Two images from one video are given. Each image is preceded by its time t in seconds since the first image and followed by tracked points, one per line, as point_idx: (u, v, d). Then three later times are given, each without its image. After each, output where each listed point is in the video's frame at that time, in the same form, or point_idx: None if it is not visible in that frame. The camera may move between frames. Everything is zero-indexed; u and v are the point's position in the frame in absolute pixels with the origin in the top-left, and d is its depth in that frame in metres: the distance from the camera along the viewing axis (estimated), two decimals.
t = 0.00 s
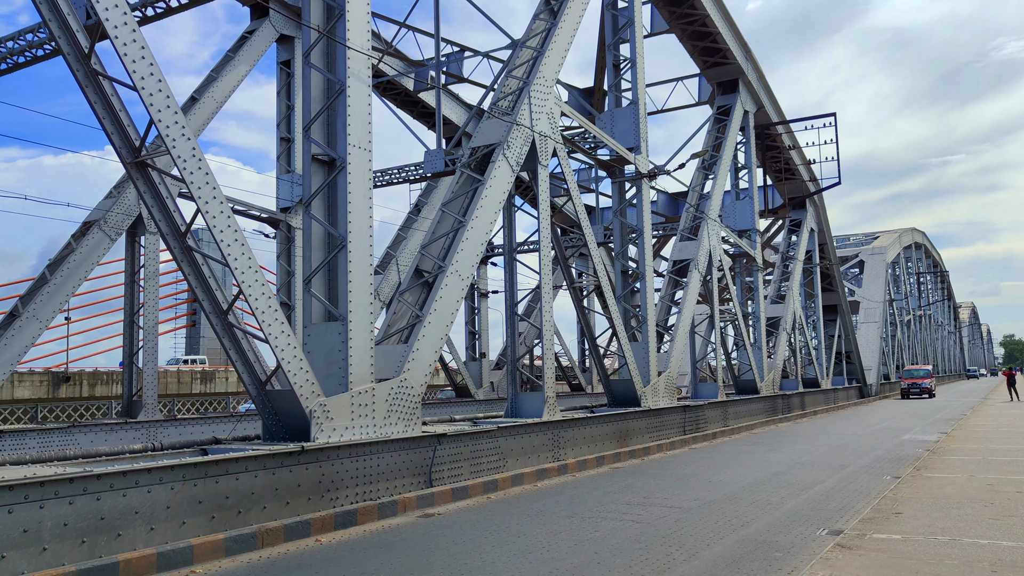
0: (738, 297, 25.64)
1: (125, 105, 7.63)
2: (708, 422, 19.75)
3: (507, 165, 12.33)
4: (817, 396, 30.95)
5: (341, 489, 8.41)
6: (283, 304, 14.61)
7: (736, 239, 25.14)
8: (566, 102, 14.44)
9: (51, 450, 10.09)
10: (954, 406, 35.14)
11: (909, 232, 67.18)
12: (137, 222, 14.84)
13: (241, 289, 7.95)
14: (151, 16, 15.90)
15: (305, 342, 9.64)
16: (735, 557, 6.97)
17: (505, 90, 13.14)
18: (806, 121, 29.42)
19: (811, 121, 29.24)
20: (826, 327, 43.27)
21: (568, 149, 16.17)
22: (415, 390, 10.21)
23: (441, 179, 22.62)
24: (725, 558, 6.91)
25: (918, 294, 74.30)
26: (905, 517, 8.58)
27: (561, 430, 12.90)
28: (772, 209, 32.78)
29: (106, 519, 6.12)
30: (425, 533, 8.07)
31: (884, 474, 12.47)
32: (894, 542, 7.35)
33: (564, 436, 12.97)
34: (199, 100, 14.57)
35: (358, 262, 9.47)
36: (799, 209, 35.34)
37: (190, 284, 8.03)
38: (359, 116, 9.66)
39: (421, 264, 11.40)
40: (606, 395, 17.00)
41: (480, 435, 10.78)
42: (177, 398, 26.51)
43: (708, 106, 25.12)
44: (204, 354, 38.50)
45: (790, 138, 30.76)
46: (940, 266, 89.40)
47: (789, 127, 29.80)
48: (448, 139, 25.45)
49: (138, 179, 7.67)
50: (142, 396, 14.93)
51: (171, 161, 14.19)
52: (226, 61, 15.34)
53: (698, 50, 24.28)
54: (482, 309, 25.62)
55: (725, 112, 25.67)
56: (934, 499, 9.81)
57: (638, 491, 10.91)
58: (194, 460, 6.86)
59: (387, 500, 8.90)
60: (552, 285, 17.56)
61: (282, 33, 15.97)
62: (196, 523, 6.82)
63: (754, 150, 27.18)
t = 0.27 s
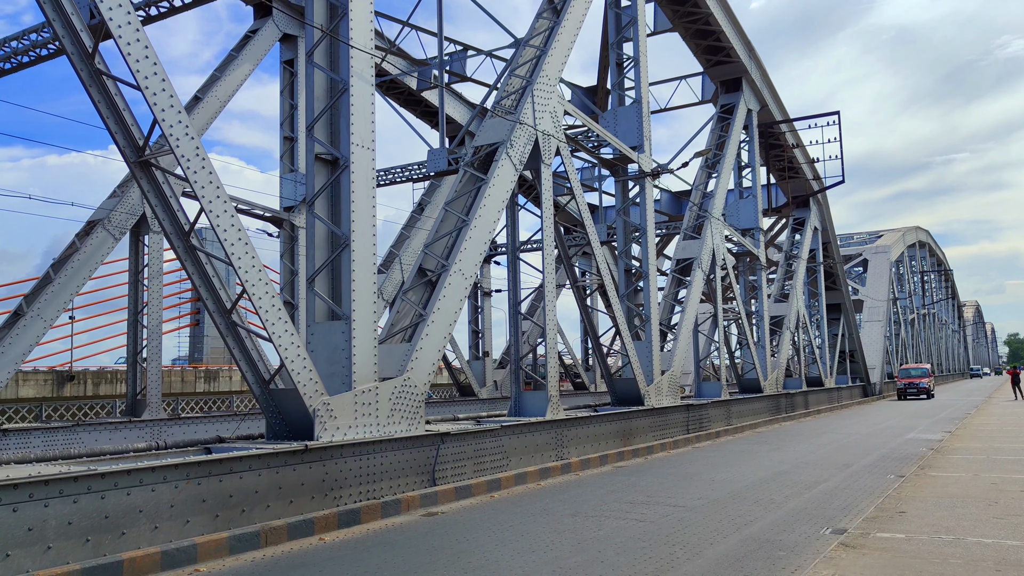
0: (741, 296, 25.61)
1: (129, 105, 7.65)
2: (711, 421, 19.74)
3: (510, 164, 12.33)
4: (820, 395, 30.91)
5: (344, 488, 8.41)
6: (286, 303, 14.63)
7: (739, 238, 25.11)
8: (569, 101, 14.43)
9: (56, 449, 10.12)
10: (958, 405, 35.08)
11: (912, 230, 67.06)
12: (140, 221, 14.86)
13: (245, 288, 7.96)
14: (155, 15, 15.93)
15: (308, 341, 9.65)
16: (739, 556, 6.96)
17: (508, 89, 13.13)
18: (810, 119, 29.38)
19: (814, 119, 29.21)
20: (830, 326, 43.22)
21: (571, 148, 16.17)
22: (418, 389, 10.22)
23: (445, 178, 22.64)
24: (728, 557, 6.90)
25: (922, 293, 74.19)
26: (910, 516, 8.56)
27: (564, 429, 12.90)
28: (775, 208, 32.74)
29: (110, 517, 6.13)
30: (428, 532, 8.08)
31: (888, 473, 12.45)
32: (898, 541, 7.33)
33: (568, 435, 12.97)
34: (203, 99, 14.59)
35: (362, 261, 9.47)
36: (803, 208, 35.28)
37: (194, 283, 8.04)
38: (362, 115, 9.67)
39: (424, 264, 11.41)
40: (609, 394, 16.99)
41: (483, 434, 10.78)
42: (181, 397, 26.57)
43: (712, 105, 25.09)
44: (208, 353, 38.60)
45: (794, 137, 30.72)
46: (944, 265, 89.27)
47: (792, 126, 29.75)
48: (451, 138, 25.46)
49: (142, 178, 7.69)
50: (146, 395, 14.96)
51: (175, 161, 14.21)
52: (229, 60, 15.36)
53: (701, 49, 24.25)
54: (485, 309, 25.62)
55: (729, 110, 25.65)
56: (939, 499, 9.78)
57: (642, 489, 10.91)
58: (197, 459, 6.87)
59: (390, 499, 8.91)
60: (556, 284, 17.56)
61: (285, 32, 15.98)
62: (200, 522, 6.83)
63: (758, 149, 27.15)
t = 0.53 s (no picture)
0: (740, 296, 25.61)
1: (128, 105, 7.65)
2: (710, 421, 19.74)
3: (509, 164, 12.33)
4: (819, 395, 30.92)
5: (343, 488, 8.41)
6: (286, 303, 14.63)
7: (739, 238, 25.12)
8: (568, 101, 14.44)
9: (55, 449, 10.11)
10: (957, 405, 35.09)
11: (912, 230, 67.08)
12: (139, 221, 14.85)
13: (244, 288, 7.96)
14: (154, 15, 15.93)
15: (307, 341, 9.64)
16: (738, 556, 6.96)
17: (508, 89, 13.12)
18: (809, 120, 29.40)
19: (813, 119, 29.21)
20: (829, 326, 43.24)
21: (571, 148, 16.18)
22: (418, 389, 10.22)
23: (444, 178, 22.64)
24: (728, 557, 6.90)
25: (921, 293, 74.22)
26: (909, 516, 8.57)
27: (564, 429, 12.91)
28: (775, 208, 32.74)
29: (109, 518, 6.13)
30: (428, 532, 8.08)
31: (887, 473, 12.45)
32: (897, 541, 7.34)
33: (567, 435, 12.98)
34: (202, 99, 14.59)
35: (361, 261, 9.47)
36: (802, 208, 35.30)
37: (193, 283, 8.04)
38: (361, 115, 9.67)
39: (424, 264, 11.41)
40: (608, 394, 16.99)
41: (482, 434, 10.78)
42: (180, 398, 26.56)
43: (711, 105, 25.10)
44: (208, 353, 38.60)
45: (793, 137, 30.73)
46: (943, 265, 89.36)
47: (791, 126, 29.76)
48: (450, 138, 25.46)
49: (142, 178, 7.69)
50: (145, 396, 14.95)
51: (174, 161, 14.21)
52: (228, 60, 15.36)
53: (700, 49, 24.26)
54: (484, 309, 25.62)
55: (728, 110, 25.66)
56: (938, 499, 9.79)
57: (641, 489, 10.91)
58: (197, 459, 6.87)
59: (389, 499, 8.91)
60: (555, 284, 17.57)
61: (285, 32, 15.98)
62: (199, 522, 6.83)
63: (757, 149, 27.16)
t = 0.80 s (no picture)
0: (742, 299, 25.60)
1: (130, 108, 7.66)
2: (711, 423, 19.73)
3: (511, 166, 12.33)
4: (821, 398, 30.89)
5: (344, 491, 8.41)
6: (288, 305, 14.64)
7: (740, 240, 25.11)
8: (570, 103, 14.44)
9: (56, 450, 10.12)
10: (958, 408, 35.01)
11: (913, 233, 67.05)
12: (141, 223, 14.86)
13: (246, 290, 7.97)
14: (156, 18, 15.95)
15: (309, 343, 9.64)
16: (740, 559, 6.96)
17: (509, 92, 13.13)
18: (811, 122, 29.41)
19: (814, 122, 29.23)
20: (830, 329, 43.18)
21: (572, 150, 16.18)
22: (418, 392, 10.22)
23: (445, 181, 22.65)
24: (730, 560, 6.90)
25: (923, 296, 74.13)
26: (911, 520, 8.56)
27: (565, 432, 12.91)
28: (776, 210, 32.72)
29: (110, 520, 6.13)
30: (429, 534, 8.08)
31: (889, 476, 12.45)
32: (899, 544, 7.34)
33: (568, 438, 12.98)
34: (204, 102, 14.60)
35: (362, 263, 9.48)
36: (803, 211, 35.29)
37: (194, 285, 8.04)
38: (363, 118, 9.67)
39: (425, 266, 11.41)
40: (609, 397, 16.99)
41: (483, 436, 10.78)
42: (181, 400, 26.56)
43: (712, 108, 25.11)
44: (208, 355, 38.58)
45: (794, 139, 30.73)
46: (945, 268, 89.24)
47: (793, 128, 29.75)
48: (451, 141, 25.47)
49: (143, 181, 7.69)
50: (146, 397, 14.95)
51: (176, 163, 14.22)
52: (230, 63, 15.37)
53: (702, 52, 24.26)
54: (485, 311, 25.61)
55: (729, 113, 25.67)
56: (939, 502, 9.79)
57: (642, 492, 10.91)
58: (198, 462, 6.87)
59: (390, 501, 8.91)
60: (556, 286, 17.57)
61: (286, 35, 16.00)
62: (200, 524, 6.83)
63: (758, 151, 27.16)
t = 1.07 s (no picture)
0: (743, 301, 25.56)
1: (132, 110, 7.67)
2: (713, 426, 19.70)
3: (512, 168, 12.33)
4: (822, 401, 30.83)
5: (345, 493, 8.41)
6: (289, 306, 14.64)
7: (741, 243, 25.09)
8: (571, 106, 14.43)
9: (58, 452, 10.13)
10: (960, 411, 34.90)
11: (914, 235, 66.98)
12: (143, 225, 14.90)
13: (247, 292, 7.97)
14: (159, 20, 15.98)
15: (310, 345, 9.64)
16: (741, 562, 6.94)
17: (510, 94, 13.13)
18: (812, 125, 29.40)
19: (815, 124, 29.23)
20: (832, 331, 43.09)
21: (573, 152, 16.18)
22: (420, 394, 10.22)
23: (447, 183, 22.66)
24: (731, 563, 6.89)
25: (924, 299, 74.01)
26: (912, 523, 8.55)
27: (566, 434, 12.90)
28: (777, 213, 32.69)
29: (111, 521, 6.13)
30: (430, 537, 8.07)
31: (890, 479, 12.42)
32: (900, 547, 7.32)
33: (570, 440, 12.97)
34: (206, 104, 14.62)
35: (363, 265, 9.48)
36: (804, 213, 35.26)
37: (196, 287, 8.04)
38: (364, 120, 9.68)
39: (426, 268, 11.40)
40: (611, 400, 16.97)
41: (484, 439, 10.77)
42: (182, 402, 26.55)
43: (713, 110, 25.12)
44: (209, 357, 38.57)
45: (796, 142, 30.71)
46: (946, 271, 89.18)
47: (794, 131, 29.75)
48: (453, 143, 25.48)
49: (145, 182, 7.70)
50: (147, 400, 14.95)
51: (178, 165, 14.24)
52: (232, 65, 15.39)
53: (703, 55, 24.27)
54: (486, 313, 25.60)
55: (731, 115, 25.66)
56: (941, 505, 9.77)
57: (643, 495, 10.89)
58: (199, 464, 6.87)
59: (391, 503, 8.90)
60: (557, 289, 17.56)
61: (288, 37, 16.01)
62: (201, 526, 6.83)
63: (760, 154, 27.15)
